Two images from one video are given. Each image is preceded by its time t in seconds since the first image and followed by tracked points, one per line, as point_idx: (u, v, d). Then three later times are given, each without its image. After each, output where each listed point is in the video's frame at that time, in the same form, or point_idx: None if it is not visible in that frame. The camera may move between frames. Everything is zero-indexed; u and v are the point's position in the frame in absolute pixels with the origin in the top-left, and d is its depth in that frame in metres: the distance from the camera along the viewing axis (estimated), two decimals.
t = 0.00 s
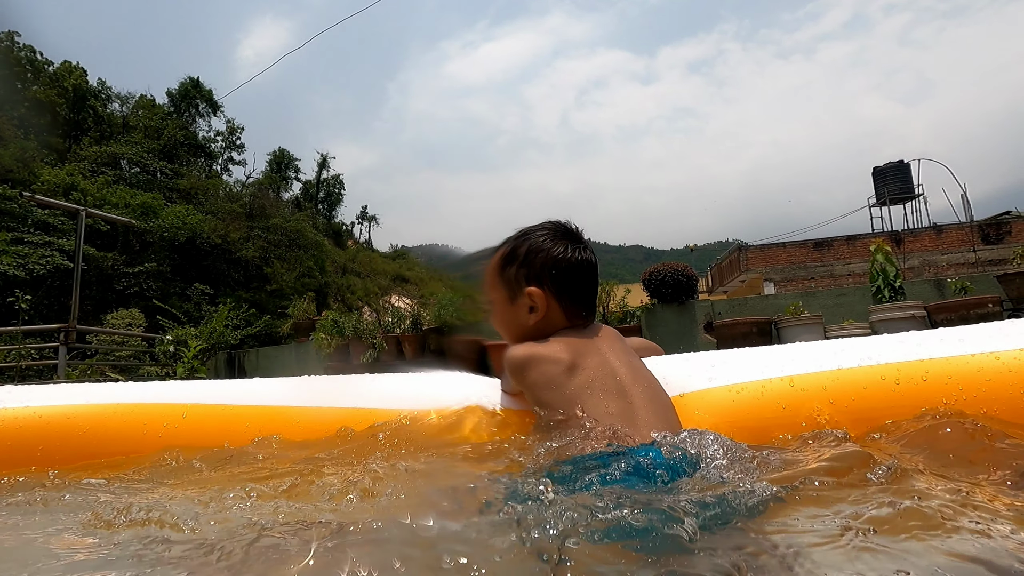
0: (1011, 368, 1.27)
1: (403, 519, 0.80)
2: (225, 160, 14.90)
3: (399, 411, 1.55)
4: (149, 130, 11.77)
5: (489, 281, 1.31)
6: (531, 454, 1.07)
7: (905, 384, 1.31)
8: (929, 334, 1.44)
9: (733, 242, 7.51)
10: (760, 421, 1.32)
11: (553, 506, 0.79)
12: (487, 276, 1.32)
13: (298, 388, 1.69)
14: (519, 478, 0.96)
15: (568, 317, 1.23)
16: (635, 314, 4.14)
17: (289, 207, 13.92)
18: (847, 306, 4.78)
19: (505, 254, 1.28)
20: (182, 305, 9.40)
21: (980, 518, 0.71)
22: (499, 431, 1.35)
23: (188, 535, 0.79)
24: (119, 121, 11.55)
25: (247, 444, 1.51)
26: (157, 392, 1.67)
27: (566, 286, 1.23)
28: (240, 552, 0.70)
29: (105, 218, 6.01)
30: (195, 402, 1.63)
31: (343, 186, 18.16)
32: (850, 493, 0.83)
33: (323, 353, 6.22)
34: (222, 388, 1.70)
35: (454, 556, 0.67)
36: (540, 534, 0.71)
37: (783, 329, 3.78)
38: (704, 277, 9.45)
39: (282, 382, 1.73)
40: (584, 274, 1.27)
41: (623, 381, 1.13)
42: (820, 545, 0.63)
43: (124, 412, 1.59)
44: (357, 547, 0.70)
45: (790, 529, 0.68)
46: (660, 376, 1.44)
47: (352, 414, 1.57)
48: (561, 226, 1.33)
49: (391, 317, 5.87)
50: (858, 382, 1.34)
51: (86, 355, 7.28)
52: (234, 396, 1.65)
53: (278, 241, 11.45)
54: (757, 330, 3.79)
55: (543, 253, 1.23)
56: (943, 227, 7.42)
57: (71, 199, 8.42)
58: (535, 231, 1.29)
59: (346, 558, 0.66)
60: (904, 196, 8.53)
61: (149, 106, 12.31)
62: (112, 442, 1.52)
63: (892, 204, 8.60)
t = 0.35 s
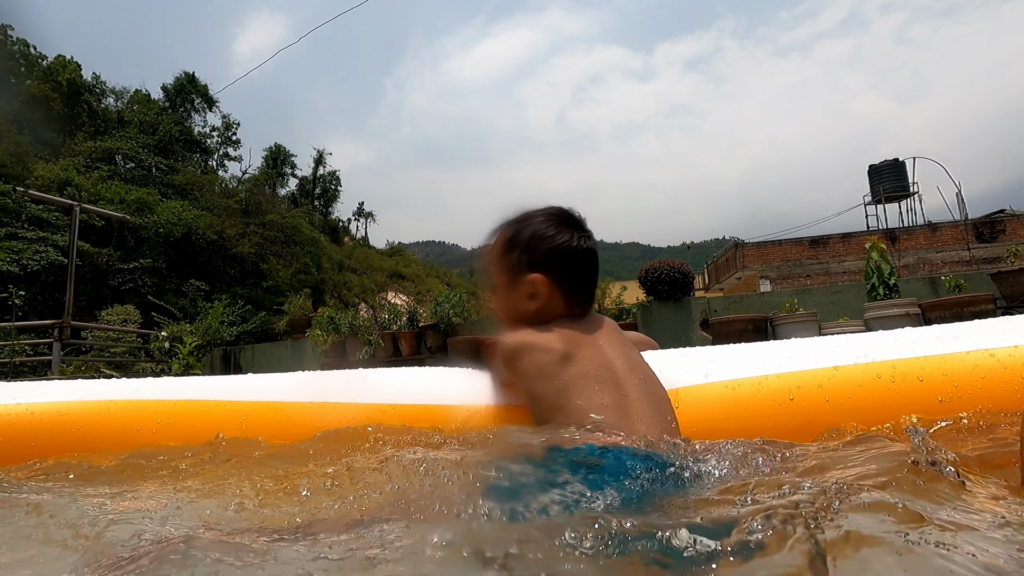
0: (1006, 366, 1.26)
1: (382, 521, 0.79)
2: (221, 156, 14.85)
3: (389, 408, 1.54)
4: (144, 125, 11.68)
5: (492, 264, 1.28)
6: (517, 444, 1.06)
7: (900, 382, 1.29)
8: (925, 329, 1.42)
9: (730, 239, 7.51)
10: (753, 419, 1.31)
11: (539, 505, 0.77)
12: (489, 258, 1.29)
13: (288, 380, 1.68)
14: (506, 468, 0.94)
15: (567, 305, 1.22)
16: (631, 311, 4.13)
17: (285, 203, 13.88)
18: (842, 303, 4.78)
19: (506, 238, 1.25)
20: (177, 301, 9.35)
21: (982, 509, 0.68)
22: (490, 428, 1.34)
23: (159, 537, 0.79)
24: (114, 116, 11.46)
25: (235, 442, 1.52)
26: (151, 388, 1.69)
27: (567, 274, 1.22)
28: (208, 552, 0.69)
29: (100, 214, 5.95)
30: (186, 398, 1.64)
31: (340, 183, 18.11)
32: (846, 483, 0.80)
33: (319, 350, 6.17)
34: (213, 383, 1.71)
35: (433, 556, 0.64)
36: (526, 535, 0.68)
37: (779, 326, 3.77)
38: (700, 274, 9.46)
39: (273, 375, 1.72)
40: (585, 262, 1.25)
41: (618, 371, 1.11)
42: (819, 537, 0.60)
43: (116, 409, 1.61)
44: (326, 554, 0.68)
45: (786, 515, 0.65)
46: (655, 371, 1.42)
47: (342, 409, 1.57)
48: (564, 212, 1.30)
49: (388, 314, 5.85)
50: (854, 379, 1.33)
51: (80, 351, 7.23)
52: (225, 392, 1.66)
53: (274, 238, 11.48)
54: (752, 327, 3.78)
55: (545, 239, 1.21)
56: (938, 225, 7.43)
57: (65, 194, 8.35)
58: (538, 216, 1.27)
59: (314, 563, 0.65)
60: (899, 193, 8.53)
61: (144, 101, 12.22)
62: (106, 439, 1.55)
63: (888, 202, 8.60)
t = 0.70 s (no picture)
0: (1001, 365, 1.26)
1: (375, 518, 0.79)
2: (217, 152, 14.85)
3: (386, 406, 1.54)
4: (141, 120, 11.57)
5: (501, 260, 1.30)
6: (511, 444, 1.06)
7: (894, 380, 1.30)
8: (921, 328, 1.42)
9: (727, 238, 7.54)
10: (747, 416, 1.32)
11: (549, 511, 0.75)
12: (499, 253, 1.31)
13: (287, 377, 1.68)
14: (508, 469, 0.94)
15: (569, 304, 1.22)
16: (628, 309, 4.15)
17: (282, 200, 13.86)
18: (839, 301, 4.80)
19: (516, 235, 1.26)
20: (174, 298, 9.33)
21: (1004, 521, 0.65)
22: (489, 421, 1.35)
23: (147, 535, 0.79)
24: (110, 111, 11.41)
25: (230, 440, 1.52)
26: (146, 384, 1.69)
27: (571, 274, 1.22)
28: (194, 557, 0.69)
29: (96, 209, 5.91)
30: (184, 393, 1.65)
31: (337, 179, 18.06)
32: (858, 490, 0.78)
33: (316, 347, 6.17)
34: (210, 378, 1.71)
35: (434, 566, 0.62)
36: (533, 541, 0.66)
37: (774, 324, 3.80)
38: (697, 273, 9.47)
39: (271, 372, 1.72)
40: (589, 261, 1.24)
41: (612, 369, 1.10)
42: (840, 560, 0.57)
43: (113, 404, 1.62)
44: (314, 555, 0.68)
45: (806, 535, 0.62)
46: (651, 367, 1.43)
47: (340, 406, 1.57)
48: (574, 210, 1.30)
49: (386, 312, 5.84)
50: (849, 378, 1.33)
51: (76, 347, 7.21)
52: (220, 388, 1.66)
53: (271, 235, 11.46)
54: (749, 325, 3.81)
55: (551, 238, 1.22)
56: (934, 224, 7.44)
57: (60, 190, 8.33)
58: (546, 214, 1.26)
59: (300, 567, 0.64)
60: (895, 192, 8.55)
61: (140, 96, 12.17)
62: (102, 433, 1.56)
63: (884, 201, 8.62)
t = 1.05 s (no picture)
0: (991, 361, 1.26)
1: (360, 516, 0.78)
2: (213, 148, 14.84)
3: (381, 401, 1.54)
4: (136, 116, 11.66)
5: (501, 258, 1.29)
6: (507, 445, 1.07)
7: (886, 376, 1.30)
8: (913, 326, 1.43)
9: (724, 236, 7.55)
10: (738, 411, 1.33)
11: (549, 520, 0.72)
12: (500, 251, 1.30)
13: (283, 374, 1.68)
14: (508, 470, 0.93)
15: (572, 307, 1.24)
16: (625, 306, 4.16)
17: (279, 197, 13.84)
18: (835, 299, 4.82)
19: (523, 233, 1.25)
20: (170, 295, 9.31)
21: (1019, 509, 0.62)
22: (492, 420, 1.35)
23: (130, 536, 0.78)
24: (105, 107, 11.39)
25: (223, 434, 1.53)
26: (140, 380, 1.70)
27: (575, 277, 1.24)
28: (179, 560, 0.68)
29: (91, 205, 5.89)
30: (180, 390, 1.65)
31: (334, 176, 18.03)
32: (857, 491, 0.76)
33: (312, 344, 6.18)
34: (207, 375, 1.71)
35: None
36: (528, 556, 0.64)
37: (771, 321, 3.81)
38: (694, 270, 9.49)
39: (267, 369, 1.72)
40: (586, 262, 1.27)
41: (603, 368, 1.08)
42: (830, 562, 0.56)
43: (110, 400, 1.62)
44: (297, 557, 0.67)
45: (813, 548, 0.59)
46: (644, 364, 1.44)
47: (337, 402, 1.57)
48: (577, 212, 1.31)
49: (383, 309, 5.84)
50: (841, 375, 1.34)
51: (71, 344, 7.20)
52: (213, 384, 1.66)
53: (268, 232, 11.43)
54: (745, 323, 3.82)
55: (557, 241, 1.23)
56: (930, 222, 7.46)
57: (55, 186, 8.32)
58: (551, 216, 1.27)
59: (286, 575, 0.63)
60: (892, 191, 8.57)
61: (137, 92, 12.23)
62: (97, 429, 1.57)
63: (880, 200, 8.63)
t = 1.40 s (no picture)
0: (981, 358, 1.27)
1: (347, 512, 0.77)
2: (209, 144, 14.77)
3: (373, 397, 1.56)
4: (131, 111, 11.60)
5: (494, 260, 1.28)
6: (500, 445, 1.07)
7: (875, 373, 1.32)
8: (905, 324, 1.45)
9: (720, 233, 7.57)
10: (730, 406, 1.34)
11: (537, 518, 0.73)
12: (491, 254, 1.29)
13: (278, 370, 1.69)
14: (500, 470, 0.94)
15: (568, 306, 1.26)
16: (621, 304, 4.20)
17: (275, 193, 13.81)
18: (830, 297, 4.85)
19: (517, 235, 1.25)
20: (165, 291, 9.28)
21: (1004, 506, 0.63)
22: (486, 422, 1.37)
23: (118, 532, 0.79)
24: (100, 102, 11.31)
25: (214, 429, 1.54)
26: (132, 376, 1.72)
27: (571, 276, 1.26)
28: (166, 556, 0.69)
29: (86, 201, 5.85)
30: (174, 385, 1.66)
31: (331, 172, 17.99)
32: (846, 488, 0.77)
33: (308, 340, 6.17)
34: (201, 371, 1.72)
35: None
36: (516, 552, 0.64)
37: (766, 318, 3.84)
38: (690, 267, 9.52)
39: (261, 365, 1.73)
40: (580, 262, 1.30)
41: (596, 367, 1.10)
42: (819, 559, 0.56)
43: (104, 395, 1.63)
44: (286, 551, 0.67)
45: (802, 543, 0.60)
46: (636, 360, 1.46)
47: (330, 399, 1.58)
48: (564, 212, 1.34)
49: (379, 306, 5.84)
50: (832, 372, 1.36)
51: (65, 340, 7.17)
52: (205, 379, 1.68)
53: (264, 228, 11.41)
54: (741, 320, 3.84)
55: (553, 241, 1.25)
56: (925, 220, 7.49)
57: (50, 182, 8.28)
58: (544, 216, 1.28)
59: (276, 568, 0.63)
60: (888, 189, 8.60)
61: (131, 87, 12.15)
62: (91, 425, 1.58)
63: (876, 198, 8.66)
